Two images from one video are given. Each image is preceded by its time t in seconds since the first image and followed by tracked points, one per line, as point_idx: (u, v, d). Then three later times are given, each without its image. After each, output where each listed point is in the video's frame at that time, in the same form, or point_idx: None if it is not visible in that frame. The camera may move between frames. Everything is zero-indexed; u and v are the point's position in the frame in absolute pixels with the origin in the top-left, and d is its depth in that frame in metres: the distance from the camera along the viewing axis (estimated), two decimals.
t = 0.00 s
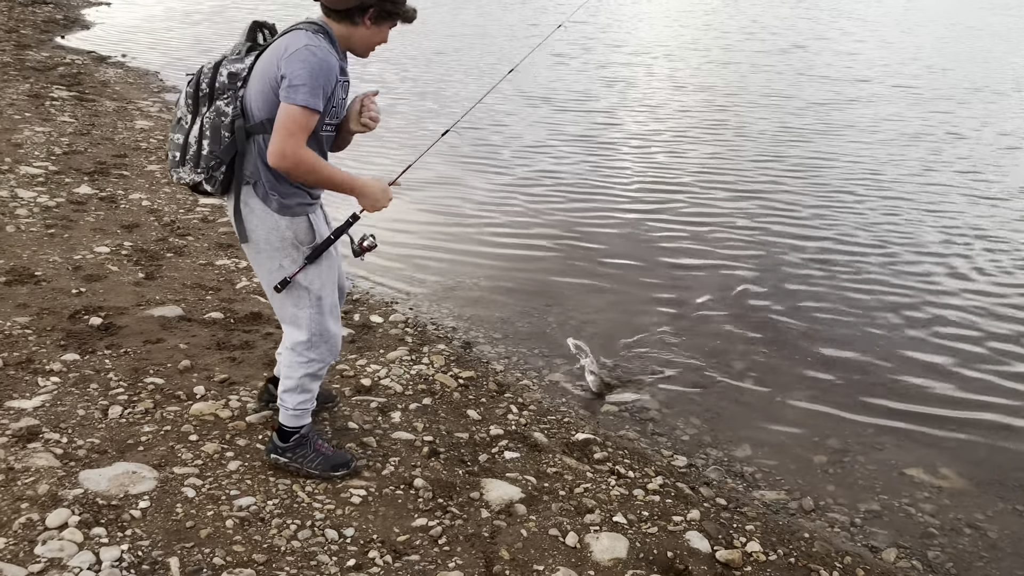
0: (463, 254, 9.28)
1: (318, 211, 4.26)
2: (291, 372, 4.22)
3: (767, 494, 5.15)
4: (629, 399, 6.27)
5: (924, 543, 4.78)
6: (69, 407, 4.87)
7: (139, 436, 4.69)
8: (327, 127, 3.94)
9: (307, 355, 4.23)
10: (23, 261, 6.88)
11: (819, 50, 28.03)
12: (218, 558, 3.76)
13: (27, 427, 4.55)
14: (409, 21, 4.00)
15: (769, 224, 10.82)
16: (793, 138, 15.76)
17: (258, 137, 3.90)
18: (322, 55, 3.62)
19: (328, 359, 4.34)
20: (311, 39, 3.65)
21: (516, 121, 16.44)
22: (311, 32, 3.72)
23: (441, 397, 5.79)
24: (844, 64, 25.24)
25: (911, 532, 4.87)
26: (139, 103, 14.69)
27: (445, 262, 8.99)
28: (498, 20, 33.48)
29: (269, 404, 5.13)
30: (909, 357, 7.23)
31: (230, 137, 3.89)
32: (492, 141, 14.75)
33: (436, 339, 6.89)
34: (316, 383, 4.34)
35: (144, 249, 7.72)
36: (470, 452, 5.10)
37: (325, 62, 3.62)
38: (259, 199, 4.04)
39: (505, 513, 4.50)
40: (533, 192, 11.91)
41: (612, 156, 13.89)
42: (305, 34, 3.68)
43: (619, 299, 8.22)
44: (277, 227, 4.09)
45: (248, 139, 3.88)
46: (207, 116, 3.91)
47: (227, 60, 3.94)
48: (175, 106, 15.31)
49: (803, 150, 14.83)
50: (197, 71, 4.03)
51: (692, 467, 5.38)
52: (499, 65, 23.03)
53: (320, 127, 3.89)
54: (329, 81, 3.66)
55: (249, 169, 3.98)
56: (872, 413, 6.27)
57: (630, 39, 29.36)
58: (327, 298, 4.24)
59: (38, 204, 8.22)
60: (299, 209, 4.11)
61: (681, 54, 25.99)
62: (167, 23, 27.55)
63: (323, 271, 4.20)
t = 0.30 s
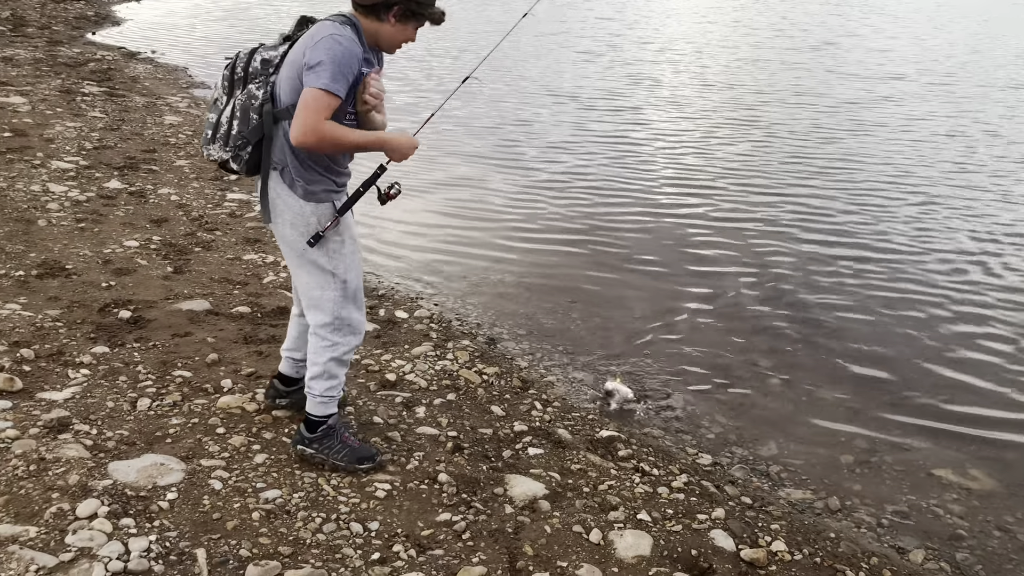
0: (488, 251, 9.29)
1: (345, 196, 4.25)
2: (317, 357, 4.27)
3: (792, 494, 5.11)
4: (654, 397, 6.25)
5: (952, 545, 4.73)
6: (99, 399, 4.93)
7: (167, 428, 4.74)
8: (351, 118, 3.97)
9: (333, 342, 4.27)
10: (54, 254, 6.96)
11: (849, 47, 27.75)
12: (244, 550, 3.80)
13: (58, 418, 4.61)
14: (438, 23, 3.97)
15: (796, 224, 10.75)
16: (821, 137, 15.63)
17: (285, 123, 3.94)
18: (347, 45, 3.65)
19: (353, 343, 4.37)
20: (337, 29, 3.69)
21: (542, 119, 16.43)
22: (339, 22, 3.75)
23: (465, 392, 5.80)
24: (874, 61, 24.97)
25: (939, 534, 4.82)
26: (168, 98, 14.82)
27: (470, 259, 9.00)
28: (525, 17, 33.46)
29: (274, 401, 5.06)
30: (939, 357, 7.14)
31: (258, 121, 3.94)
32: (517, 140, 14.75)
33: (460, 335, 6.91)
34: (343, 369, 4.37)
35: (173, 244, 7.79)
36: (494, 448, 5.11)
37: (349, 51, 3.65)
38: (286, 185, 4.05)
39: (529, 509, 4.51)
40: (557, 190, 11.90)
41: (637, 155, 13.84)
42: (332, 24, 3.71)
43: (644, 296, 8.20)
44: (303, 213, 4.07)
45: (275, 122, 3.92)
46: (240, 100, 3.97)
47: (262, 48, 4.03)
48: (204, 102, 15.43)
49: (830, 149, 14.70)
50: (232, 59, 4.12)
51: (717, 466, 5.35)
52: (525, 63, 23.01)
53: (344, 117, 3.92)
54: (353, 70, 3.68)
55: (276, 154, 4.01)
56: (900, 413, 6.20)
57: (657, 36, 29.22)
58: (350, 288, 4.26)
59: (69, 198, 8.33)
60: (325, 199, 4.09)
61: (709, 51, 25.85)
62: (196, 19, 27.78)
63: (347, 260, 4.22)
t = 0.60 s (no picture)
0: (511, 247, 9.29)
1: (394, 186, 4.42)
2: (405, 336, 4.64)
3: (816, 493, 5.08)
4: (677, 394, 6.22)
5: (978, 546, 4.68)
6: (125, 390, 4.98)
7: (193, 420, 4.78)
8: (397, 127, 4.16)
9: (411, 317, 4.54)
10: (82, 247, 7.04)
11: (877, 45, 27.47)
12: (267, 542, 3.83)
13: (85, 409, 4.66)
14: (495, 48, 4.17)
15: (822, 223, 10.67)
16: (848, 136, 15.49)
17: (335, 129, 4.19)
18: (393, 56, 3.85)
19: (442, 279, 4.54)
20: (387, 41, 3.89)
21: (565, 116, 16.40)
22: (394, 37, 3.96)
23: (488, 388, 5.81)
24: (902, 59, 24.71)
25: (966, 535, 4.77)
26: (195, 93, 14.92)
27: (493, 255, 9.01)
28: (549, 13, 33.39)
29: (297, 394, 5.07)
30: (966, 358, 7.07)
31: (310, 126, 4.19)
32: (540, 137, 14.73)
33: (483, 330, 6.91)
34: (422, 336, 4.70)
35: (199, 237, 7.85)
36: (516, 443, 5.12)
37: (392, 63, 3.84)
38: (332, 185, 4.29)
39: (551, 504, 4.51)
40: (581, 188, 11.89)
41: (661, 153, 13.80)
42: (386, 36, 3.92)
43: (667, 293, 8.17)
44: (355, 215, 4.28)
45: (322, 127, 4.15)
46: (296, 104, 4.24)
47: (325, 55, 4.23)
48: (229, 96, 15.53)
49: (857, 149, 14.57)
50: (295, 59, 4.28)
51: (740, 464, 5.33)
52: (549, 59, 22.97)
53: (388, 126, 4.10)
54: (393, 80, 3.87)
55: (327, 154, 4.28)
56: (925, 413, 6.14)
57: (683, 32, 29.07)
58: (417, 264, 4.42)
59: (97, 191, 8.41)
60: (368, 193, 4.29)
61: (734, 48, 25.68)
62: (222, 15, 27.98)
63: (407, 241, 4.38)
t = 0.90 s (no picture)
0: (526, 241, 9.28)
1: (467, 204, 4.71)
2: (477, 343, 4.91)
3: (832, 489, 5.04)
4: (691, 389, 6.19)
5: (996, 543, 4.63)
6: (141, 381, 5.00)
7: (208, 412, 4.80)
8: (474, 154, 4.39)
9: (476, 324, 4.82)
10: (98, 239, 7.07)
11: (896, 39, 27.23)
12: (281, 534, 3.83)
13: (101, 400, 4.69)
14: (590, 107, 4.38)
15: (839, 219, 10.60)
16: (866, 131, 15.38)
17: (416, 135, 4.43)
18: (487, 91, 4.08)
19: (504, 283, 4.76)
20: (487, 77, 4.13)
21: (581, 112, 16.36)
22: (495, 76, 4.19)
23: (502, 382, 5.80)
24: (922, 53, 24.48)
25: (983, 532, 4.73)
26: (211, 87, 14.97)
27: (508, 248, 9.00)
28: (565, 7, 33.28)
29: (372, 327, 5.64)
30: (985, 355, 7.00)
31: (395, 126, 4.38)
32: (555, 132, 14.71)
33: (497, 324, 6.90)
34: (493, 343, 4.95)
35: (214, 230, 7.88)
36: (530, 437, 5.11)
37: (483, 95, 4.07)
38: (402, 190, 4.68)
39: (565, 498, 4.50)
40: (596, 184, 11.87)
41: (677, 149, 13.74)
42: (488, 72, 4.16)
43: (682, 288, 8.14)
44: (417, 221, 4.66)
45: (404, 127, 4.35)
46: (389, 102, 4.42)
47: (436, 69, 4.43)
48: (245, 90, 15.57)
49: (875, 144, 14.46)
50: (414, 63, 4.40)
51: (755, 459, 5.29)
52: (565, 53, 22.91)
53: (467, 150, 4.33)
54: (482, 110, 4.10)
55: (406, 159, 4.57)
56: (943, 410, 6.09)
57: (699, 26, 28.91)
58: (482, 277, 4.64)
59: (113, 184, 8.45)
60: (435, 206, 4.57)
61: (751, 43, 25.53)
62: (238, 9, 28.07)
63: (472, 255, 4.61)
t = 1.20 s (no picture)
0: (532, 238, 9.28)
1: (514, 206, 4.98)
2: (503, 331, 5.00)
3: (839, 486, 5.03)
4: (697, 386, 6.19)
5: (1003, 541, 4.62)
6: (147, 379, 5.02)
7: (214, 410, 4.81)
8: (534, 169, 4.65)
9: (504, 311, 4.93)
10: (105, 237, 7.10)
11: (904, 37, 27.09)
12: (286, 531, 3.84)
13: (108, 398, 4.70)
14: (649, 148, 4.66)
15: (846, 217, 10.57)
16: (872, 129, 15.32)
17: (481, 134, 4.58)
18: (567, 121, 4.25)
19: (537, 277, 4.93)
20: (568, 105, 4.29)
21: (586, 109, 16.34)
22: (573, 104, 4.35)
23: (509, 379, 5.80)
24: (930, 50, 24.35)
25: (990, 530, 4.71)
26: (217, 85, 14.99)
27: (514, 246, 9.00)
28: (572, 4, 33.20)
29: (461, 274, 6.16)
30: (992, 353, 6.96)
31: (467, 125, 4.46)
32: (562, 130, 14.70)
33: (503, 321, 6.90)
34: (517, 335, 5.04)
35: (221, 228, 7.90)
36: (536, 435, 5.10)
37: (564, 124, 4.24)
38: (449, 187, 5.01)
39: (570, 496, 4.50)
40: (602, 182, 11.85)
41: (684, 146, 13.72)
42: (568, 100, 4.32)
43: (688, 285, 8.12)
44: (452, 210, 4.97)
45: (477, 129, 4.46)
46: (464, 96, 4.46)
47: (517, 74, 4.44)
48: (251, 87, 15.58)
49: (882, 142, 14.41)
50: (496, 64, 4.55)
51: (761, 457, 5.28)
52: (572, 51, 22.87)
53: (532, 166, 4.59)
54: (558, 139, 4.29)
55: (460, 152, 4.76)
56: (950, 408, 6.06)
57: (707, 24, 28.82)
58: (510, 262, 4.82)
59: (121, 182, 8.48)
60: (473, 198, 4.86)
61: (759, 40, 25.45)
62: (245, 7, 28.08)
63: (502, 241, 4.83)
